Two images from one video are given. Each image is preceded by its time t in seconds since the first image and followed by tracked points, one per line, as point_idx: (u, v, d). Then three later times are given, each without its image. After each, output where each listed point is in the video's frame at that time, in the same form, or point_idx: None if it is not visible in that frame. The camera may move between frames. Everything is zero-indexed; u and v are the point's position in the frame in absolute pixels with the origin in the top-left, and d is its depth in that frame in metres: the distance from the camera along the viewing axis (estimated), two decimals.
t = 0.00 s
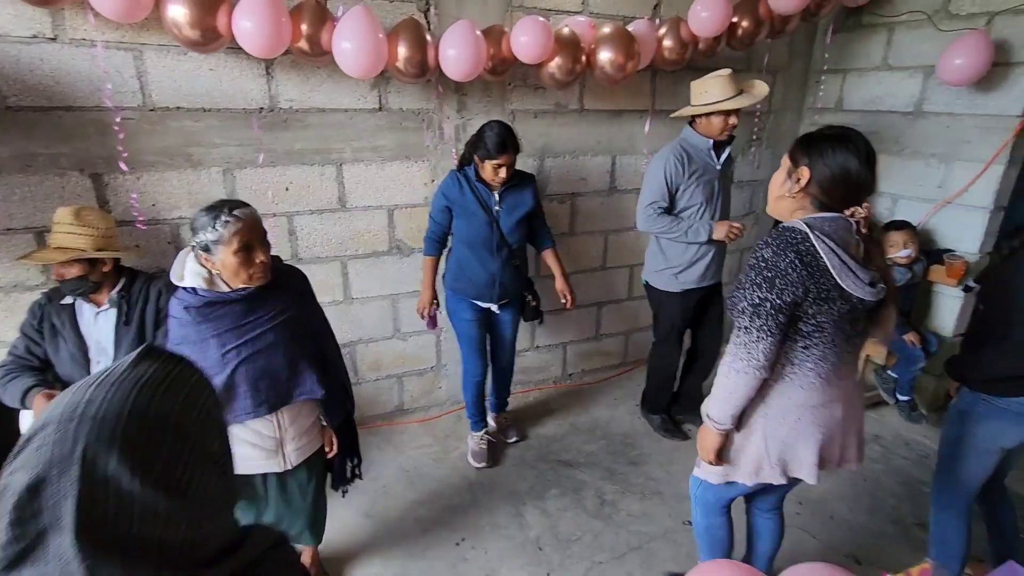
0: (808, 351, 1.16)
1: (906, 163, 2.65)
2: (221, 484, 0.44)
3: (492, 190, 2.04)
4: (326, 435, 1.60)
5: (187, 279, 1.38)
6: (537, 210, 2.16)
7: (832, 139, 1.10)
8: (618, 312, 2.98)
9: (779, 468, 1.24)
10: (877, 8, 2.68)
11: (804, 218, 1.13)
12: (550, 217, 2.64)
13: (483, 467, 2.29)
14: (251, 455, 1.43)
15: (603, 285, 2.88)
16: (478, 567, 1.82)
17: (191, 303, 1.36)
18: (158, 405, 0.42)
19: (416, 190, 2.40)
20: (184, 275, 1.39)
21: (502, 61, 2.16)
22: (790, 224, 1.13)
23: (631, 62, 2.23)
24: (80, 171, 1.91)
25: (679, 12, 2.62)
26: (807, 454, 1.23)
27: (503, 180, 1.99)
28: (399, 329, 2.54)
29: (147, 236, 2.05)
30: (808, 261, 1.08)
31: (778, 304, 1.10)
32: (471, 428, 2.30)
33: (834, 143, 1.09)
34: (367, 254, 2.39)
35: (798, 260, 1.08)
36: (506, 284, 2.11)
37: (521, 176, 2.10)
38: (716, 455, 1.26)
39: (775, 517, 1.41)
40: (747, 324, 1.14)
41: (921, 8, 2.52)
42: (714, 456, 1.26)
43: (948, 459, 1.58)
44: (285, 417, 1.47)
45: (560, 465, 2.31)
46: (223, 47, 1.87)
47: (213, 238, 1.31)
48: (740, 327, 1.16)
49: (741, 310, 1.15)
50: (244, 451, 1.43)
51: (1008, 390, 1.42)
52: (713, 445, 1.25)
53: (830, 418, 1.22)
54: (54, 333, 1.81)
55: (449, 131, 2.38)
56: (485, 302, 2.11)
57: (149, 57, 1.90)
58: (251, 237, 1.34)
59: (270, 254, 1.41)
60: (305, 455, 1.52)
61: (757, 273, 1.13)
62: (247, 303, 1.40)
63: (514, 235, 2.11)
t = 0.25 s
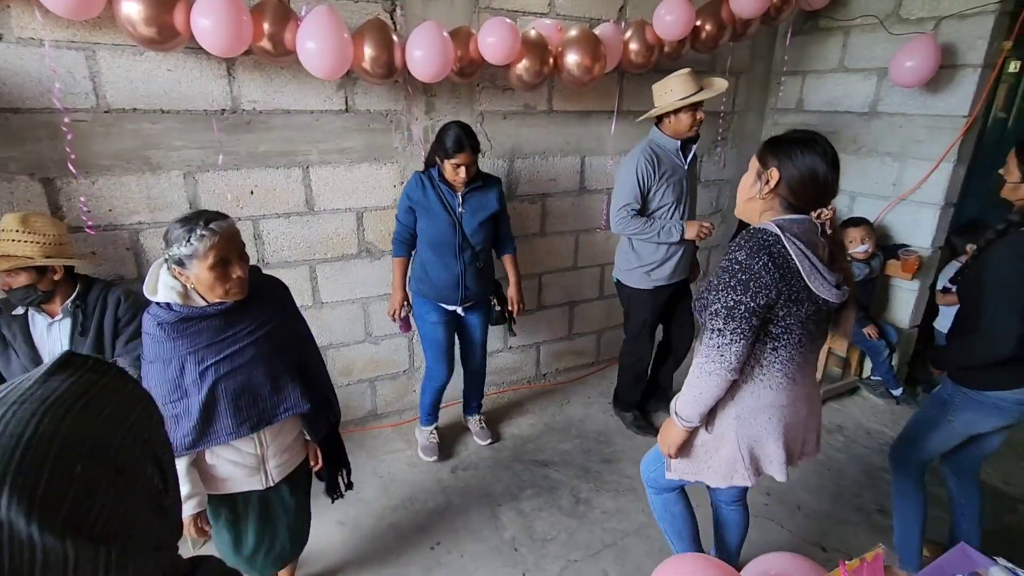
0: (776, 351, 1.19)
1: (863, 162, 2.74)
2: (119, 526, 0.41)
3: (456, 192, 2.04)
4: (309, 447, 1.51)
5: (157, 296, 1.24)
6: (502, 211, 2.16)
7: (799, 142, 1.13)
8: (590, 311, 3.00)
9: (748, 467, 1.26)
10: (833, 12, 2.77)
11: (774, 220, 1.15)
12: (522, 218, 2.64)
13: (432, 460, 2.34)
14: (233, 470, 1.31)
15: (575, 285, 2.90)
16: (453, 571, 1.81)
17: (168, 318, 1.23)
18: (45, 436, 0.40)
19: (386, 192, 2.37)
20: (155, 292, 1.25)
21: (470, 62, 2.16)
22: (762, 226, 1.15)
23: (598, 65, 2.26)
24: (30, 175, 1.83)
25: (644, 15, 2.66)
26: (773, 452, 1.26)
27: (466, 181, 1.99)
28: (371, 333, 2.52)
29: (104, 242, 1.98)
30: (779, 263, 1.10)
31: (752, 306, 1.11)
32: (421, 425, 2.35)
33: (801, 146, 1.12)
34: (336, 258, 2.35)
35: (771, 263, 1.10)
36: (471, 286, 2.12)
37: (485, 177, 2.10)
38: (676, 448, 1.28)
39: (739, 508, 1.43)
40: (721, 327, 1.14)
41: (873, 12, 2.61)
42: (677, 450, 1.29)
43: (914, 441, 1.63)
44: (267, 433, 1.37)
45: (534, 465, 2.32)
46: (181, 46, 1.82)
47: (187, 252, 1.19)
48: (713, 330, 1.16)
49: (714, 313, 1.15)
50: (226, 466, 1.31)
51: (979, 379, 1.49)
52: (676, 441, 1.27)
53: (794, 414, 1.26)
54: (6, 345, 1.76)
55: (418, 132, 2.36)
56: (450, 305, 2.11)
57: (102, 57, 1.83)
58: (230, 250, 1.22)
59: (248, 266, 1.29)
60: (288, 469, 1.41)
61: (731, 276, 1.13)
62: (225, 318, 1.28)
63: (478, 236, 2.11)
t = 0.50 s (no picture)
0: (735, 360, 1.19)
1: (837, 162, 2.80)
2: (75, 552, 0.43)
3: (424, 197, 2.03)
4: (291, 466, 1.44)
5: (128, 317, 1.19)
6: (466, 220, 2.17)
7: (773, 148, 1.12)
8: (572, 312, 3.01)
9: (717, 479, 1.26)
10: (806, 14, 2.81)
11: (735, 225, 1.17)
12: (502, 220, 2.64)
13: (414, 463, 2.34)
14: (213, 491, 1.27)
15: (556, 287, 2.91)
16: None
17: (142, 341, 1.17)
18: (15, 470, 0.43)
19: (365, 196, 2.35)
20: (125, 313, 1.20)
21: (448, 65, 2.15)
22: (717, 233, 1.17)
23: (576, 67, 2.26)
24: None
25: (621, 17, 2.68)
26: (743, 464, 1.25)
27: (432, 188, 1.99)
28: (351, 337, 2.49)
29: (73, 249, 1.93)
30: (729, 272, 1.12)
31: (701, 315, 1.13)
32: (394, 430, 2.35)
33: (774, 152, 1.12)
34: (315, 262, 2.33)
35: (720, 271, 1.13)
36: (438, 295, 2.12)
37: (453, 185, 2.10)
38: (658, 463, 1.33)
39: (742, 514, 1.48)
40: (674, 336, 1.17)
41: (844, 15, 2.66)
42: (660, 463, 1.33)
43: (905, 436, 1.67)
44: (247, 452, 1.32)
45: (518, 467, 2.32)
46: (151, 47, 1.78)
47: (153, 270, 1.14)
48: (669, 340, 1.19)
49: (669, 323, 1.18)
50: (207, 487, 1.27)
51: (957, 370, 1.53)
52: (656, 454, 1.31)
53: (766, 428, 1.24)
54: None
55: (396, 135, 2.35)
56: (418, 314, 2.11)
57: (68, 59, 1.78)
58: (200, 267, 1.17)
59: (219, 282, 1.23)
60: (271, 488, 1.37)
61: (682, 286, 1.16)
62: (202, 337, 1.22)
63: (447, 243, 2.10)
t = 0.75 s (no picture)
0: (704, 371, 1.20)
1: (804, 162, 2.86)
2: None
3: (389, 200, 2.02)
4: (249, 471, 1.41)
5: (66, 318, 1.15)
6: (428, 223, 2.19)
7: (724, 149, 1.16)
8: (549, 314, 3.02)
9: (693, 489, 1.27)
10: (772, 18, 2.87)
11: (707, 235, 1.18)
12: (477, 224, 2.64)
13: (389, 470, 2.31)
14: (162, 498, 1.22)
15: (532, 289, 2.91)
16: None
17: (80, 340, 1.13)
18: None
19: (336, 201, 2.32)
20: (64, 314, 1.15)
21: (419, 67, 2.13)
22: (688, 245, 1.17)
23: (548, 69, 2.27)
24: None
25: (592, 21, 2.70)
26: (718, 473, 1.26)
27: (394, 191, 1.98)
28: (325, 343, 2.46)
29: (31, 259, 1.86)
30: (697, 287, 1.13)
31: (666, 329, 1.15)
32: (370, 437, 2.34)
33: (725, 152, 1.15)
34: (286, 269, 2.29)
35: (688, 284, 1.13)
36: (407, 298, 2.12)
37: (415, 188, 2.11)
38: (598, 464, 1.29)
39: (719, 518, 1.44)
40: (634, 347, 1.18)
41: (808, 19, 2.73)
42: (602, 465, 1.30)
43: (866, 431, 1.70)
44: (200, 455, 1.27)
45: (495, 471, 2.31)
46: (110, 49, 1.72)
47: (87, 267, 1.10)
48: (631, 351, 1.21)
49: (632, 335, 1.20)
50: (155, 493, 1.22)
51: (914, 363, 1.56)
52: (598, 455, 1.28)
53: (741, 438, 1.26)
54: None
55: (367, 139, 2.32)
56: (388, 318, 2.11)
57: (23, 62, 1.72)
58: (137, 262, 1.13)
59: (163, 279, 1.19)
60: (225, 496, 1.32)
61: (649, 301, 1.17)
62: (145, 334, 1.19)
63: (414, 245, 2.13)
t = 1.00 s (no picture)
0: (680, 369, 1.22)
1: (776, 163, 2.91)
2: None
3: (364, 208, 2.01)
4: (204, 479, 1.38)
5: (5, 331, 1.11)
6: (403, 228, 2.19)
7: (696, 150, 1.17)
8: (529, 316, 3.03)
9: (670, 484, 1.29)
10: (743, 22, 2.93)
11: (676, 235, 1.20)
12: (456, 227, 2.63)
13: (371, 476, 2.29)
14: (117, 513, 1.19)
15: (512, 291, 2.91)
16: None
17: (22, 354, 1.09)
18: None
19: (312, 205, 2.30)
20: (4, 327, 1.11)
21: (394, 71, 2.12)
22: (656, 245, 1.19)
23: (524, 72, 2.27)
24: None
25: (567, 24, 2.72)
26: (695, 468, 1.28)
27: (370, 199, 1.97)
28: (302, 350, 2.43)
29: None
30: (667, 286, 1.15)
31: (641, 328, 1.17)
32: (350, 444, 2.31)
33: (697, 153, 1.16)
34: (261, 275, 2.25)
35: (659, 285, 1.15)
36: (387, 305, 2.12)
37: (388, 196, 2.11)
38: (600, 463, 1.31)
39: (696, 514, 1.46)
40: (614, 349, 1.21)
41: (777, 23, 2.79)
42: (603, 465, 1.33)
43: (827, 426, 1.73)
44: (158, 465, 1.25)
45: (476, 474, 2.31)
46: (74, 52, 1.68)
47: (24, 279, 1.06)
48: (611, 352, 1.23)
49: (610, 337, 1.22)
50: (111, 510, 1.19)
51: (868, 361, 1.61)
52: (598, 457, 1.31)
53: (717, 433, 1.27)
54: None
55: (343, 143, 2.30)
56: (369, 327, 2.10)
57: None
58: (77, 273, 1.09)
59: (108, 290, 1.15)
60: (185, 503, 1.31)
61: (624, 301, 1.19)
62: (92, 345, 1.15)
63: (393, 251, 2.12)
